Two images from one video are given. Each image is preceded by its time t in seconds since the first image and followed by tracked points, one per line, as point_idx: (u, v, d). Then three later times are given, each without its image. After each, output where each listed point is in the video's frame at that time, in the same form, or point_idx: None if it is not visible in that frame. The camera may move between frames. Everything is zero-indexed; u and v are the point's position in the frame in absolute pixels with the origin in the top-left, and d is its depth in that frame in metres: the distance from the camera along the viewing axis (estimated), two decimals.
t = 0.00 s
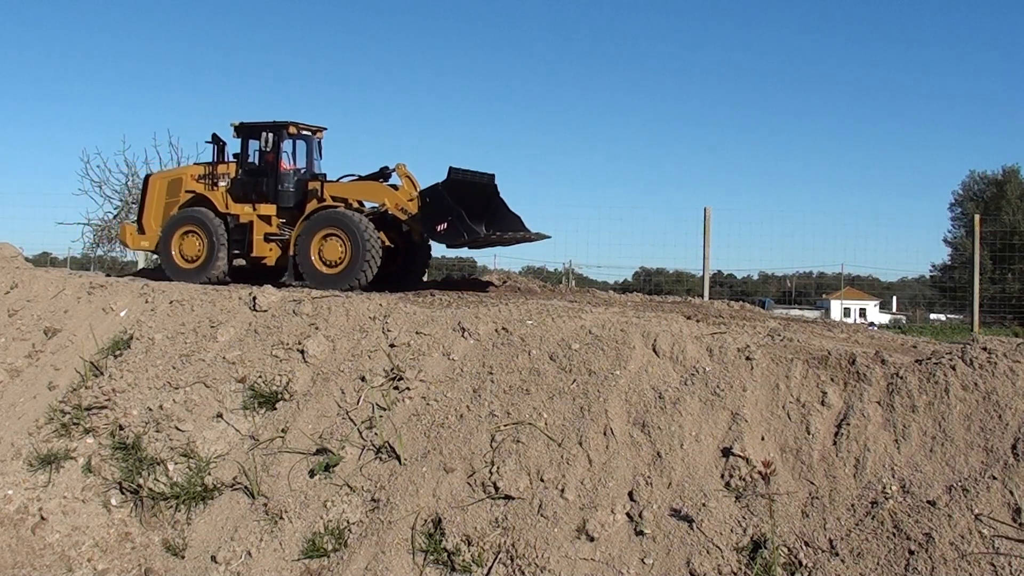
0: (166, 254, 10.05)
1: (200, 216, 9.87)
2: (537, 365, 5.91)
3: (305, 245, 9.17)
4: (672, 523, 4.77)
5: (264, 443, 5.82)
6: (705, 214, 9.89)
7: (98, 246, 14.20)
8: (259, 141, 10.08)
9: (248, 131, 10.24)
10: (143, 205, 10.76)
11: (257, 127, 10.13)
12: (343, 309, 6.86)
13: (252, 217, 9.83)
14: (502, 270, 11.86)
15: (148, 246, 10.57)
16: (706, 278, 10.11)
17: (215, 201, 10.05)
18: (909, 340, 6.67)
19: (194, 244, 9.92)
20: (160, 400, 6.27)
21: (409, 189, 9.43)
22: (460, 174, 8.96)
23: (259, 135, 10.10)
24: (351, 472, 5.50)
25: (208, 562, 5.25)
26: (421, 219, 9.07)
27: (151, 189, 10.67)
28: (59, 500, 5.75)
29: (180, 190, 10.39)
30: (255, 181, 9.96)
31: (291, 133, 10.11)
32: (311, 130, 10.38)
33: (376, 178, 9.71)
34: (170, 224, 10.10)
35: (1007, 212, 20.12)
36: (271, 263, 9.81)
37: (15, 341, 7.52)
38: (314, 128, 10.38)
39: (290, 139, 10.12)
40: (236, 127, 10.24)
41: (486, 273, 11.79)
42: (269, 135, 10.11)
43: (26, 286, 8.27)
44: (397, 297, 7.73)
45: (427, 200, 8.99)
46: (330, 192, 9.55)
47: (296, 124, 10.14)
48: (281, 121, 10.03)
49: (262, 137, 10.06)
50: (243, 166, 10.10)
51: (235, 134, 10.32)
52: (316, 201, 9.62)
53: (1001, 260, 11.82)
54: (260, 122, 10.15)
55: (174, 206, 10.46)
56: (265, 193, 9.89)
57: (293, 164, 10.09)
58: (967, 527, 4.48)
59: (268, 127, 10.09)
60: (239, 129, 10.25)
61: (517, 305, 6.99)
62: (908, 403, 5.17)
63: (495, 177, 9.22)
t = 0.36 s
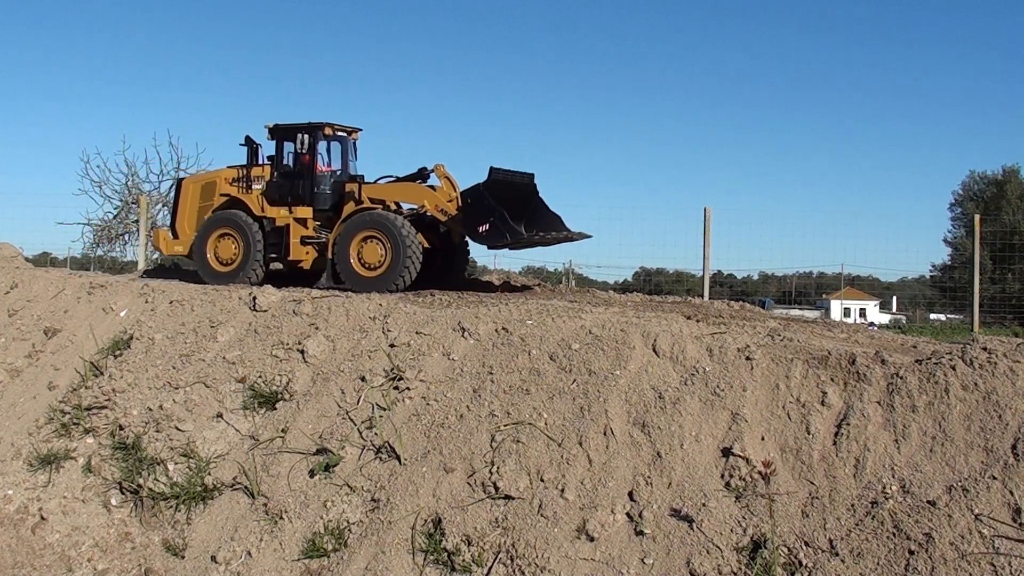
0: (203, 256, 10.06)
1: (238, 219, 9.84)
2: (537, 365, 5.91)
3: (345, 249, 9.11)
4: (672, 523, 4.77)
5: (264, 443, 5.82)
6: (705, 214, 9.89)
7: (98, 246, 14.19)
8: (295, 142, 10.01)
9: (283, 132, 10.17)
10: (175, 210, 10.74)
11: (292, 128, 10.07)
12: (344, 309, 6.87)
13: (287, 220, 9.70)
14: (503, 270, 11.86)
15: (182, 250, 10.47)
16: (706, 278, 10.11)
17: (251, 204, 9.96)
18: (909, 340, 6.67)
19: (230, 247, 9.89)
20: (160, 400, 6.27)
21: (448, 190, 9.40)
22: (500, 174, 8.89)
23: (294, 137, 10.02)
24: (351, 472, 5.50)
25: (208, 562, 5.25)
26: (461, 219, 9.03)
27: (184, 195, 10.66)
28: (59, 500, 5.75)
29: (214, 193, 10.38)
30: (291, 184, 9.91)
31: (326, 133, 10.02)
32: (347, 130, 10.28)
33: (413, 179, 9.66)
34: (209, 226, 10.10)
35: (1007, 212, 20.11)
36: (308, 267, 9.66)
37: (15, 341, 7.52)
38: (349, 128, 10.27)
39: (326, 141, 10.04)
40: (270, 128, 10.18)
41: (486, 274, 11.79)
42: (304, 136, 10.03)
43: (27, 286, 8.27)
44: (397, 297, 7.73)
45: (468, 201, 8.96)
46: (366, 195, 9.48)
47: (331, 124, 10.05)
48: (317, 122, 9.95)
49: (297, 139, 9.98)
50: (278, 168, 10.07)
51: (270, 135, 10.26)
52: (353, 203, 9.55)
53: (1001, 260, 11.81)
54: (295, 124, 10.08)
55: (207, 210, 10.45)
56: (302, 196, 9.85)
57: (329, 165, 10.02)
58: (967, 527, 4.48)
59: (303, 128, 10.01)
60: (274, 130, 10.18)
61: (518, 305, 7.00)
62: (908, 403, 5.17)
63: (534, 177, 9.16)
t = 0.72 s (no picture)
0: (223, 257, 9.96)
1: (259, 219, 9.74)
2: (536, 365, 5.91)
3: (368, 247, 9.06)
4: (672, 523, 4.77)
5: (264, 443, 5.82)
6: (705, 214, 9.89)
7: (98, 246, 14.19)
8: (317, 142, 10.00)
9: (305, 131, 10.14)
10: (197, 211, 10.71)
11: (314, 127, 10.03)
12: (344, 309, 6.87)
13: (309, 219, 9.66)
14: (503, 270, 11.87)
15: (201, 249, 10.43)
16: (706, 278, 10.11)
17: (271, 203, 9.90)
18: (909, 340, 6.67)
19: (251, 246, 9.79)
20: (160, 400, 6.27)
21: (471, 189, 9.44)
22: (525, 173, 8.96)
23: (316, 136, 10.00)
24: (351, 472, 5.50)
25: (208, 562, 5.25)
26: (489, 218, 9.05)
27: (205, 195, 10.62)
28: (59, 500, 5.75)
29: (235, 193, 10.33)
30: (314, 183, 9.90)
31: (349, 133, 10.02)
32: (369, 130, 10.29)
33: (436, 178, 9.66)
34: (228, 225, 9.98)
35: (1007, 212, 20.10)
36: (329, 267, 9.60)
37: (15, 341, 7.52)
38: (370, 128, 10.29)
39: (348, 140, 10.03)
40: (292, 127, 10.12)
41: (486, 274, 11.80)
42: (326, 135, 9.99)
43: (27, 286, 8.27)
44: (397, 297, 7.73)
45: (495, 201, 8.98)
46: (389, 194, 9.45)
47: (353, 124, 10.04)
48: (339, 121, 9.91)
49: (319, 138, 9.97)
50: (299, 168, 10.05)
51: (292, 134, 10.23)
52: (376, 202, 9.51)
53: (1001, 260, 11.80)
54: (317, 122, 10.03)
55: (227, 209, 10.40)
56: (324, 195, 9.84)
57: (351, 165, 10.03)
58: (967, 527, 4.48)
59: (325, 127, 9.97)
60: (295, 130, 10.14)
61: (518, 305, 7.00)
62: (908, 403, 5.17)
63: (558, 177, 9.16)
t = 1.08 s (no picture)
0: (230, 255, 9.98)
1: (266, 219, 9.73)
2: (537, 365, 5.91)
3: (387, 247, 8.98)
4: (672, 523, 4.77)
5: (264, 443, 5.82)
6: (705, 214, 9.89)
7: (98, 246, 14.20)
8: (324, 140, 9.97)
9: (312, 130, 10.14)
10: (210, 209, 10.71)
11: (321, 126, 10.05)
12: (344, 309, 6.87)
13: (314, 217, 9.59)
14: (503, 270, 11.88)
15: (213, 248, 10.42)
16: (706, 278, 10.11)
17: (277, 201, 9.87)
18: (909, 340, 6.67)
19: (258, 245, 9.80)
20: (160, 400, 6.27)
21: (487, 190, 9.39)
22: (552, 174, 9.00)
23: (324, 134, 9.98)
24: (351, 472, 5.50)
25: (208, 562, 5.25)
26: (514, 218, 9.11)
27: (217, 193, 10.63)
28: (59, 500, 5.75)
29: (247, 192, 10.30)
30: (321, 181, 9.83)
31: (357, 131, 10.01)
32: (378, 129, 10.29)
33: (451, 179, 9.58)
34: (236, 225, 10.00)
35: (1007, 212, 20.10)
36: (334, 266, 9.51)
37: (15, 341, 7.52)
38: (378, 127, 10.26)
39: (355, 139, 10.02)
40: (300, 127, 10.17)
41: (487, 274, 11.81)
42: (333, 134, 9.99)
43: (27, 286, 8.27)
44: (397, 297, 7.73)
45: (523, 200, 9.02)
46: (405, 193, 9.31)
47: (361, 122, 10.04)
48: (346, 119, 9.95)
49: (327, 136, 9.96)
50: (306, 166, 10.01)
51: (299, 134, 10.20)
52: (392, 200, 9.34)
53: (1000, 260, 11.79)
54: (324, 122, 10.07)
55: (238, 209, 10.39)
56: (330, 192, 9.74)
57: (359, 164, 9.98)
58: (967, 527, 4.48)
59: (331, 126, 10.00)
60: (304, 130, 10.18)
61: (518, 305, 7.00)
62: (908, 403, 5.17)
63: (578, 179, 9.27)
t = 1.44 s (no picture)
0: (235, 253, 10.05)
1: (271, 220, 9.74)
2: (537, 365, 5.91)
3: (405, 245, 8.94)
4: (672, 523, 4.77)
5: (264, 443, 5.82)
6: (705, 214, 9.88)
7: (98, 246, 14.20)
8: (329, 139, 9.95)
9: (317, 129, 10.13)
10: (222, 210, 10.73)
11: (327, 125, 10.03)
12: (344, 309, 6.87)
13: (317, 216, 9.59)
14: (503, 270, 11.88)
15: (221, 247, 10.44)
16: (706, 278, 10.10)
17: (281, 200, 9.88)
18: (909, 340, 6.67)
19: (263, 245, 9.83)
20: (160, 400, 6.27)
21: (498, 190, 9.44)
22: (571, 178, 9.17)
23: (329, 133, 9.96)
24: (351, 472, 5.50)
25: (208, 562, 5.25)
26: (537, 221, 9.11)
27: (228, 193, 10.64)
28: (59, 500, 5.75)
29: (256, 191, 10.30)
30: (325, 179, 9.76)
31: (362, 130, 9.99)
32: (385, 127, 10.21)
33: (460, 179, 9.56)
34: (244, 222, 10.05)
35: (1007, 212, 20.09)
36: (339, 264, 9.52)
37: (15, 341, 7.52)
38: (384, 127, 10.24)
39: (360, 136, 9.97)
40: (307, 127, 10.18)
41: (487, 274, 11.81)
42: (337, 132, 9.97)
43: (27, 286, 8.27)
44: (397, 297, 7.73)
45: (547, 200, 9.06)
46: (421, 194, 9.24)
47: (367, 121, 10.03)
48: (349, 117, 9.92)
49: (332, 135, 9.93)
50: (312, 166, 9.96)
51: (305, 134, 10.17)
52: (405, 199, 9.30)
53: (1001, 260, 11.78)
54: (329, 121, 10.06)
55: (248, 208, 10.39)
56: (334, 191, 9.68)
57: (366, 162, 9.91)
58: (967, 527, 4.47)
59: (336, 124, 9.98)
60: (310, 130, 10.18)
61: (518, 305, 7.00)
62: (908, 403, 5.17)
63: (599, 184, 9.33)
